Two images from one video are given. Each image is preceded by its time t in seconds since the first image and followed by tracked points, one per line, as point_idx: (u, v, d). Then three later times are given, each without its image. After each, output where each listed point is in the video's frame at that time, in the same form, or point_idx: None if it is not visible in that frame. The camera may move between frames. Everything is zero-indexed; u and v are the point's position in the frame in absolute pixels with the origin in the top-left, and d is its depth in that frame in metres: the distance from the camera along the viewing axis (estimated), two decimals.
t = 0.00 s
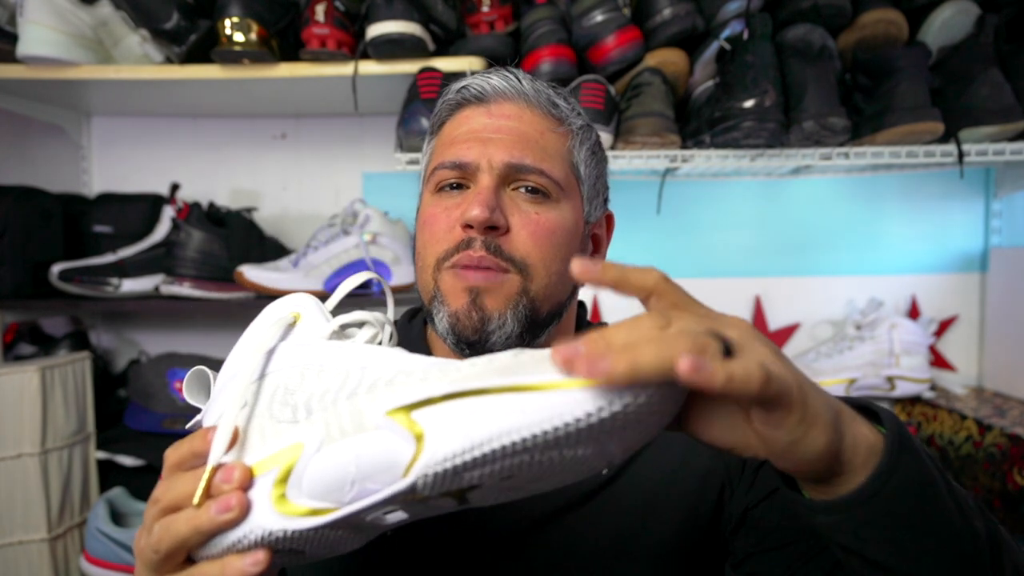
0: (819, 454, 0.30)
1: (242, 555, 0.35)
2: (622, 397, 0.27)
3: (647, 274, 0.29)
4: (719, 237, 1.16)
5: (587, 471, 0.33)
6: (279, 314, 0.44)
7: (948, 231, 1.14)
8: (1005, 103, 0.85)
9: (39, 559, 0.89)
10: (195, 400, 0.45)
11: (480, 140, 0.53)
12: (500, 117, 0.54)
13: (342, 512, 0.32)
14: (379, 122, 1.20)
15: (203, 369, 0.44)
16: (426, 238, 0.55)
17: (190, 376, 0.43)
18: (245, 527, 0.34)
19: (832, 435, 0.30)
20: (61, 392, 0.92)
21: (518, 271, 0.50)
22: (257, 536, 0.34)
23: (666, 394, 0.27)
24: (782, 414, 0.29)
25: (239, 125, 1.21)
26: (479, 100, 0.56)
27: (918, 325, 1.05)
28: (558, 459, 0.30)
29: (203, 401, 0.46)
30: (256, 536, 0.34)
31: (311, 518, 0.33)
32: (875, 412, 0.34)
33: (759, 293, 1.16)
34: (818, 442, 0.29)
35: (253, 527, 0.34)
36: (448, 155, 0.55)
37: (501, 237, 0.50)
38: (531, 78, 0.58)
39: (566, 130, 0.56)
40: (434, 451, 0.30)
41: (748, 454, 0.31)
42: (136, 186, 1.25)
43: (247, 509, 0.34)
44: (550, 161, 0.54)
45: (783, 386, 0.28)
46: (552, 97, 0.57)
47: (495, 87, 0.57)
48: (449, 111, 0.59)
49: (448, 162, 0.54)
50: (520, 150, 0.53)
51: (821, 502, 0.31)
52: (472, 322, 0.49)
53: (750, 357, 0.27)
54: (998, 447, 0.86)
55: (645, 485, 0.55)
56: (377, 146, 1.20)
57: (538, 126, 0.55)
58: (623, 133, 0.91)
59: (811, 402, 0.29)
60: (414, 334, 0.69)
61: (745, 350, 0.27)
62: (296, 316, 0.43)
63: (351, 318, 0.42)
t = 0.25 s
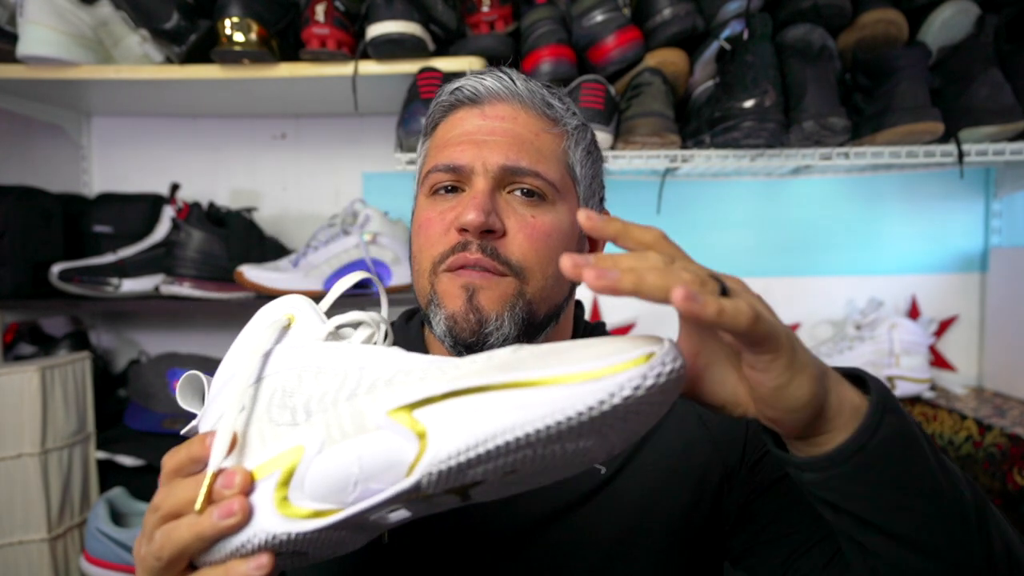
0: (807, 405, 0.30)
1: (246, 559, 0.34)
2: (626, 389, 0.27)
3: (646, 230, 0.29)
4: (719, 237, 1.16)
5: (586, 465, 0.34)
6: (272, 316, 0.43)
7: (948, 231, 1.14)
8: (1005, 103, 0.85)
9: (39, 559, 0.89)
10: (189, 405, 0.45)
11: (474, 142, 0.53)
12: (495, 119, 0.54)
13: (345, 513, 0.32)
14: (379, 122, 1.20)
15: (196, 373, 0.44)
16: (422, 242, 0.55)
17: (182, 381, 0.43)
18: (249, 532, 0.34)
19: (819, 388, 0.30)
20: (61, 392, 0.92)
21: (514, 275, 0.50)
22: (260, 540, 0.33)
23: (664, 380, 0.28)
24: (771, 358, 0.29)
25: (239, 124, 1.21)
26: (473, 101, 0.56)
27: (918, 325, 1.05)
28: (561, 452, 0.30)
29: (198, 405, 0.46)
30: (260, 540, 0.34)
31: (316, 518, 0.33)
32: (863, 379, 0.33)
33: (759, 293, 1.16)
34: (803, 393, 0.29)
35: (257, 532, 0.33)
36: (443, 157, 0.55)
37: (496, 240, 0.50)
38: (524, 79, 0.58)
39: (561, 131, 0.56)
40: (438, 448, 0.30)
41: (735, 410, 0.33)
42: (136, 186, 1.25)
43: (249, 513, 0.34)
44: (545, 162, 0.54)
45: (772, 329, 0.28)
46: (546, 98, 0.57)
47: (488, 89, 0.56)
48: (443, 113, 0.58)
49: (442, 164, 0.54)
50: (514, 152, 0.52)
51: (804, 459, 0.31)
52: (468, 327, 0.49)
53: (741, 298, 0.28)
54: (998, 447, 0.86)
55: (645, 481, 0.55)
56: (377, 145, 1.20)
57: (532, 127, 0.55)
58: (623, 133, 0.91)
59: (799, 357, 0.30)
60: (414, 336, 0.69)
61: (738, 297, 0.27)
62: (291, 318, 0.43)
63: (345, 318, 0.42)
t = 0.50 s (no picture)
0: (797, 403, 0.30)
1: (250, 554, 0.34)
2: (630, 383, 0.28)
3: (631, 236, 0.27)
4: (719, 237, 1.16)
5: (588, 463, 0.34)
6: (278, 313, 0.43)
7: (949, 231, 1.14)
8: (1005, 103, 0.85)
9: (39, 558, 0.89)
10: (193, 403, 0.45)
11: (471, 149, 0.53)
12: (492, 124, 0.54)
13: (348, 508, 0.32)
14: (379, 122, 1.20)
15: (200, 370, 0.44)
16: (419, 250, 0.55)
17: (186, 380, 0.44)
18: (253, 525, 0.34)
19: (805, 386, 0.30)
20: (61, 392, 0.92)
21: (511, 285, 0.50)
22: (264, 534, 0.33)
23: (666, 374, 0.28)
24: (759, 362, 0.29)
25: (239, 125, 1.21)
26: (469, 105, 0.56)
27: (918, 325, 1.05)
28: (564, 448, 0.30)
29: (202, 402, 0.46)
30: (263, 534, 0.33)
31: (317, 513, 0.33)
32: (844, 374, 0.34)
33: (759, 292, 1.16)
34: (791, 391, 0.30)
35: (260, 525, 0.33)
36: (439, 163, 0.55)
37: (492, 251, 0.50)
38: (522, 82, 0.57)
39: (559, 134, 0.56)
40: (442, 442, 0.30)
41: (724, 411, 0.33)
42: (136, 186, 1.25)
43: (254, 507, 0.34)
44: (542, 168, 0.53)
45: (760, 329, 0.28)
46: (544, 101, 0.56)
47: (485, 92, 0.56)
48: (440, 117, 0.58)
49: (438, 171, 0.54)
50: (510, 158, 0.52)
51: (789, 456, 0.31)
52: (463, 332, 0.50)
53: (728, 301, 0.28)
54: (998, 447, 0.86)
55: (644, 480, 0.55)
56: (377, 146, 1.20)
57: (530, 131, 0.54)
58: (623, 133, 0.91)
59: (788, 357, 0.30)
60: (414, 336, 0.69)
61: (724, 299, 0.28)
62: (296, 315, 0.43)
63: (348, 315, 0.42)
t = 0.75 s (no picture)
0: (806, 426, 0.30)
1: (245, 565, 0.35)
2: (629, 394, 0.28)
3: (628, 258, 0.29)
4: (719, 237, 1.16)
5: (585, 472, 0.34)
6: (272, 319, 0.43)
7: (948, 231, 1.14)
8: (1005, 103, 0.85)
9: (39, 558, 0.89)
10: (189, 408, 0.45)
11: (468, 154, 0.53)
12: (490, 128, 0.54)
13: (344, 519, 0.32)
14: (379, 121, 1.20)
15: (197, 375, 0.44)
16: (417, 256, 0.55)
17: (181, 385, 0.43)
18: (248, 537, 0.34)
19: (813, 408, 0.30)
20: (61, 392, 0.92)
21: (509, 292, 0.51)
22: (259, 546, 0.34)
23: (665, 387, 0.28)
24: (760, 387, 0.29)
25: (239, 124, 1.21)
26: (466, 109, 0.56)
27: (918, 325, 1.05)
28: (561, 458, 0.31)
29: (198, 408, 0.46)
30: (258, 546, 0.34)
31: (315, 524, 0.33)
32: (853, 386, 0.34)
33: (759, 292, 1.16)
34: (801, 414, 0.30)
35: (255, 537, 0.34)
36: (436, 168, 0.54)
37: (490, 259, 0.51)
38: (519, 84, 0.57)
39: (557, 137, 0.56)
40: (438, 455, 0.30)
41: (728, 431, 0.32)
42: (136, 186, 1.25)
43: (248, 519, 0.34)
44: (540, 172, 0.53)
45: (770, 357, 0.28)
46: (541, 104, 0.56)
47: (482, 96, 0.56)
48: (437, 120, 0.58)
49: (435, 176, 0.54)
50: (507, 163, 0.52)
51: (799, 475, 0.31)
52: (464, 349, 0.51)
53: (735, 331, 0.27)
54: (998, 447, 0.86)
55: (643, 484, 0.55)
56: (377, 145, 1.20)
57: (528, 135, 0.54)
58: (623, 133, 0.91)
59: (796, 380, 0.30)
60: (412, 338, 0.69)
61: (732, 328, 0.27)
62: (292, 321, 0.43)
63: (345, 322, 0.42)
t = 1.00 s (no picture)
0: (813, 413, 0.30)
1: (247, 568, 0.35)
2: (629, 395, 0.28)
3: (636, 242, 0.29)
4: (719, 237, 1.16)
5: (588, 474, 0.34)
6: (271, 321, 0.43)
7: (948, 231, 1.14)
8: (1005, 103, 0.85)
9: (39, 559, 0.89)
10: (187, 410, 0.45)
11: (468, 152, 0.53)
12: (489, 127, 0.54)
13: (346, 521, 0.32)
14: (379, 121, 1.20)
15: (195, 377, 0.44)
16: (417, 255, 0.55)
17: (179, 389, 0.43)
18: (249, 539, 0.34)
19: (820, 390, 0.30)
20: (61, 392, 0.92)
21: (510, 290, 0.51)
22: (260, 548, 0.34)
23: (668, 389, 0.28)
24: (768, 368, 0.29)
25: (239, 125, 1.21)
26: (465, 108, 0.56)
27: (918, 325, 1.05)
28: (564, 461, 0.31)
29: (197, 409, 0.46)
30: (259, 549, 0.34)
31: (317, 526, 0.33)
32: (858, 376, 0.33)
33: (759, 292, 1.16)
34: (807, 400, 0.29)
35: (256, 539, 0.33)
36: (435, 167, 0.54)
37: (490, 257, 0.50)
38: (518, 83, 0.57)
39: (556, 137, 0.56)
40: (440, 456, 0.30)
41: (733, 416, 0.33)
42: (136, 186, 1.25)
43: (249, 521, 0.33)
44: (540, 170, 0.53)
45: (776, 341, 0.28)
46: (541, 102, 0.56)
47: (482, 95, 0.56)
48: (436, 119, 0.58)
49: (435, 175, 0.54)
50: (507, 162, 0.52)
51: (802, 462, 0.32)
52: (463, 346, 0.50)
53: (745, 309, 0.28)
54: (998, 447, 0.86)
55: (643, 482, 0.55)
56: (377, 146, 1.20)
57: (527, 134, 0.54)
58: (623, 133, 0.91)
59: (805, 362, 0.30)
60: (412, 339, 0.69)
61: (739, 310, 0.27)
62: (292, 323, 0.43)
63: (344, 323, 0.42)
